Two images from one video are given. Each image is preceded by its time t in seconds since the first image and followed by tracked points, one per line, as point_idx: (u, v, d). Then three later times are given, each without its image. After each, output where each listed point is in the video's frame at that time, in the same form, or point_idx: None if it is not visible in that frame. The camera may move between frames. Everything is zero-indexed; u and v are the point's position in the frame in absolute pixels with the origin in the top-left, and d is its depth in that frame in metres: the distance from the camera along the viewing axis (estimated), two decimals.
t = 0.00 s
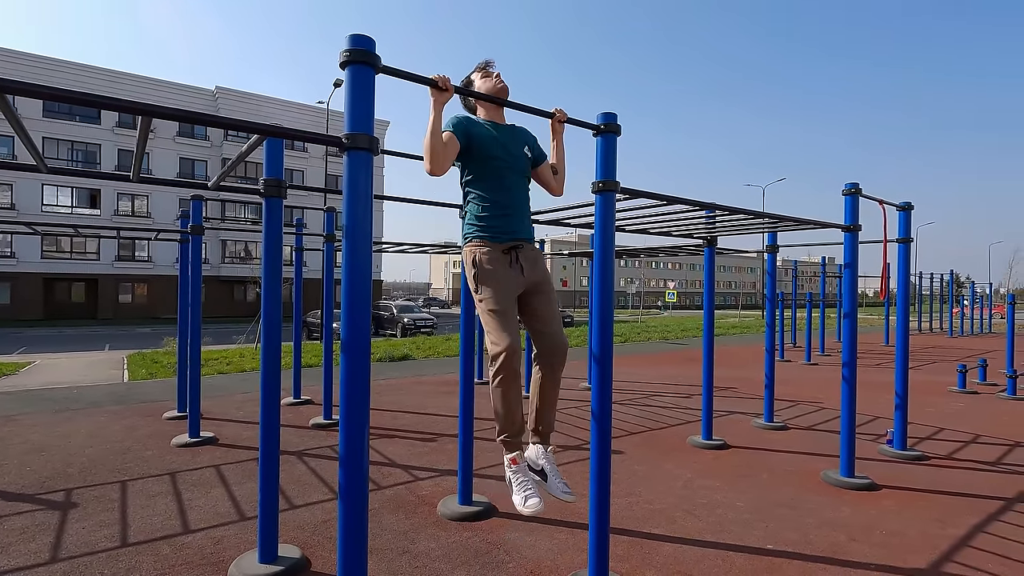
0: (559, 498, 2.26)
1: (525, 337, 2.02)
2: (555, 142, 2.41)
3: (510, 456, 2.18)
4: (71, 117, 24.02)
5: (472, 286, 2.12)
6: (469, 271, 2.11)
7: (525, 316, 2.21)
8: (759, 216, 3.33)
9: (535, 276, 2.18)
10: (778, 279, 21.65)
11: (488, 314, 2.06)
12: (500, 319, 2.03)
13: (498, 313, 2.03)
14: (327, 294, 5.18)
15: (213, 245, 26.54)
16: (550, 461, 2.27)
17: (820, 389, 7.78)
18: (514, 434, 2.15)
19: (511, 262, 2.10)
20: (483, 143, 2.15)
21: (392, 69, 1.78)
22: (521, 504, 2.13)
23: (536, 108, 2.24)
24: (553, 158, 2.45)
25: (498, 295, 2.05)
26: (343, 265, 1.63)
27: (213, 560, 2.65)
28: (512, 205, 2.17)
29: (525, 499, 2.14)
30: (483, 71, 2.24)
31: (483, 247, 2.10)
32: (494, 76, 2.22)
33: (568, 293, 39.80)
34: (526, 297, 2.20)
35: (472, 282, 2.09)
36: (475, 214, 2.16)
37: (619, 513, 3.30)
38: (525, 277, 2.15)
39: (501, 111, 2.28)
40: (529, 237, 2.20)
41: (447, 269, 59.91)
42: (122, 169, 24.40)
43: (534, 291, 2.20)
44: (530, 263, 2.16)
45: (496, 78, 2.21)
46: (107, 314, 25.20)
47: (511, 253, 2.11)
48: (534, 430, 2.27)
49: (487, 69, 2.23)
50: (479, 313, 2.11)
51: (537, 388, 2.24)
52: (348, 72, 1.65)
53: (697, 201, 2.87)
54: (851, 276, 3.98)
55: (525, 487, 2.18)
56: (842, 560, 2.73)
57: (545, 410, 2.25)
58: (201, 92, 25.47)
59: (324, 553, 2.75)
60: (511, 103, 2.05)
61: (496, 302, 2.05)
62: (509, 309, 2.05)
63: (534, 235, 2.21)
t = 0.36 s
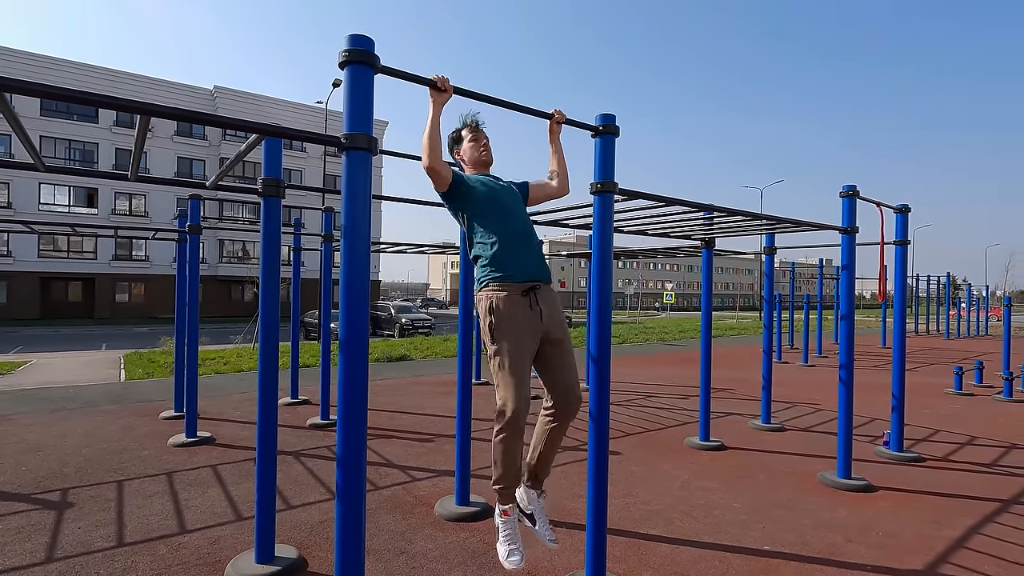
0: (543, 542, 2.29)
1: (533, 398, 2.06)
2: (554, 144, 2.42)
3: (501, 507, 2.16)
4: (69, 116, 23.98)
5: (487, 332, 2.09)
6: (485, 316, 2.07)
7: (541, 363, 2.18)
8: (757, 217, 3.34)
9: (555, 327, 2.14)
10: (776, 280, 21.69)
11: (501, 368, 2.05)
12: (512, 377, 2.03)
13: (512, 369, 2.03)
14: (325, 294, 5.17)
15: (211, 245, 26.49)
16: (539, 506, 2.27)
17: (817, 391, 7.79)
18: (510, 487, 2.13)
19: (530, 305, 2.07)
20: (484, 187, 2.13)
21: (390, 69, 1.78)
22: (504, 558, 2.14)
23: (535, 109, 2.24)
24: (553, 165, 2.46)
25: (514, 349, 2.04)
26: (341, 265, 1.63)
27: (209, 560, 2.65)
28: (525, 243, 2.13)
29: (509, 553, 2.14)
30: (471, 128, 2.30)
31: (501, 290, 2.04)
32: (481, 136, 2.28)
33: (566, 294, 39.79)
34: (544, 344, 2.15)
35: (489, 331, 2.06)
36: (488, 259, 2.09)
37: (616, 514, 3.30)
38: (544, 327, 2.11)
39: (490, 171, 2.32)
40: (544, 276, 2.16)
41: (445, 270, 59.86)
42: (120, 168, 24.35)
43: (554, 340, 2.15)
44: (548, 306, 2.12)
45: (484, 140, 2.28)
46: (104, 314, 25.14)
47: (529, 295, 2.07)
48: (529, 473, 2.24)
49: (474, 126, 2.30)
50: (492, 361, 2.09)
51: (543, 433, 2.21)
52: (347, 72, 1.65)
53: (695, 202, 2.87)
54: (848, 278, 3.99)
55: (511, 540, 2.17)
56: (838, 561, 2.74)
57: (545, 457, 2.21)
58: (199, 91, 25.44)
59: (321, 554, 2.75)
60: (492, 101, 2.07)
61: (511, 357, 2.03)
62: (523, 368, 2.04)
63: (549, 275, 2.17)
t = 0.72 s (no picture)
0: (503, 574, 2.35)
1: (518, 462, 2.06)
2: (549, 144, 2.42)
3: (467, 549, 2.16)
4: (67, 115, 23.92)
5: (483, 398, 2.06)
6: (484, 389, 2.05)
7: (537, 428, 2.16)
8: (754, 218, 3.35)
9: (556, 401, 2.12)
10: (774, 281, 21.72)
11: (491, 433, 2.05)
12: (502, 445, 2.03)
13: (504, 439, 2.03)
14: (323, 294, 5.16)
15: (209, 245, 26.43)
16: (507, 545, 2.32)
17: (814, 392, 7.81)
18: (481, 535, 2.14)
19: (533, 379, 2.04)
20: (493, 246, 2.09)
21: (389, 69, 1.78)
22: None
23: (533, 110, 2.25)
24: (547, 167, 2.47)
25: (510, 422, 2.03)
26: (339, 266, 1.62)
27: (206, 561, 2.64)
28: (534, 301, 2.10)
29: None
30: (476, 184, 2.28)
31: (506, 360, 2.02)
32: (486, 193, 2.27)
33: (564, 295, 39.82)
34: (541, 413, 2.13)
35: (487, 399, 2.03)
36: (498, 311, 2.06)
37: (614, 515, 3.30)
38: (544, 400, 2.09)
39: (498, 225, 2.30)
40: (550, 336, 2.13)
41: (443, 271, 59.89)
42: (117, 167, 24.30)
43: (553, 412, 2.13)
44: (551, 381, 2.10)
45: (490, 198, 2.27)
46: (101, 314, 25.07)
47: (534, 369, 2.04)
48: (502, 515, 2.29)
49: (480, 182, 2.28)
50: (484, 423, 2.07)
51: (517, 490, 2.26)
52: (346, 71, 1.64)
53: (694, 203, 2.87)
54: (845, 279, 3.99)
55: None
56: (835, 562, 2.74)
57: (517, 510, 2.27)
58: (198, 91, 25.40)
59: (318, 554, 2.74)
60: (488, 100, 2.07)
61: (503, 428, 2.03)
62: (516, 440, 2.04)
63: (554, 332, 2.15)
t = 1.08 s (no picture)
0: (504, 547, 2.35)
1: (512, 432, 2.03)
2: (547, 144, 2.42)
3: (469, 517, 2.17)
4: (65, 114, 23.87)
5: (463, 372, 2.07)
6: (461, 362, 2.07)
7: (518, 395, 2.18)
8: (752, 219, 3.35)
9: (529, 362, 2.14)
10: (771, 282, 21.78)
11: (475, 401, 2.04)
12: (490, 411, 2.01)
13: (489, 404, 2.01)
14: (321, 294, 5.16)
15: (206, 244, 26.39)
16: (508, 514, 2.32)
17: (812, 392, 7.82)
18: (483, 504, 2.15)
19: (503, 346, 2.06)
20: (469, 227, 2.10)
21: (389, 69, 1.78)
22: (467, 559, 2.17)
23: (532, 110, 2.25)
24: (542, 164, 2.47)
25: (491, 385, 2.02)
26: (339, 266, 1.62)
27: (204, 561, 2.64)
28: (500, 280, 2.11)
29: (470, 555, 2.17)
30: (466, 162, 2.26)
31: (475, 330, 2.03)
32: (474, 174, 2.26)
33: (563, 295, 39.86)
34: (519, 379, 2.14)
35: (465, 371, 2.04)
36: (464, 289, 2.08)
37: (613, 515, 3.31)
38: (519, 363, 2.12)
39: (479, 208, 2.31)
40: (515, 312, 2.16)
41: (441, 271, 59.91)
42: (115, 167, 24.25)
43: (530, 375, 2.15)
44: (521, 346, 2.12)
45: (478, 178, 2.27)
46: (98, 313, 25.01)
47: (501, 337, 2.05)
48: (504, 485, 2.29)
49: (469, 161, 2.27)
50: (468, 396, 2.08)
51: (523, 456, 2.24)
52: (346, 72, 1.65)
53: (693, 204, 2.87)
54: (843, 280, 4.00)
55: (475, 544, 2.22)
56: (833, 562, 2.75)
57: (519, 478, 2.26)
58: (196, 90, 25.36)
59: (317, 555, 2.74)
60: (486, 99, 2.07)
61: (488, 393, 2.02)
62: (499, 402, 2.02)
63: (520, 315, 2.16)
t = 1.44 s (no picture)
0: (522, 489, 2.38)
1: (513, 346, 1.98)
2: (545, 144, 2.42)
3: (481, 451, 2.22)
4: (61, 113, 23.79)
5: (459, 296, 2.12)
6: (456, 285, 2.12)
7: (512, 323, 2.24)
8: (749, 218, 3.35)
9: (525, 284, 2.18)
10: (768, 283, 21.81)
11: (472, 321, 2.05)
12: (488, 325, 2.01)
13: (485, 319, 2.02)
14: (319, 294, 5.15)
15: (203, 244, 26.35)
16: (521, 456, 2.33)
17: (809, 392, 7.83)
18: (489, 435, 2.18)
19: (496, 269, 2.11)
20: (456, 174, 2.19)
21: (385, 68, 1.77)
22: (482, 499, 2.23)
23: (529, 110, 2.24)
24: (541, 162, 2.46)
25: (486, 301, 2.04)
26: (334, 265, 1.62)
27: (199, 561, 2.63)
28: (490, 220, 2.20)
29: (488, 495, 2.24)
30: (462, 102, 2.29)
31: (467, 257, 2.11)
32: (471, 114, 2.27)
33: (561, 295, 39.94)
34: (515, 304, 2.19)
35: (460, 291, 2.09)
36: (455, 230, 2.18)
37: (609, 515, 3.30)
38: (514, 285, 2.15)
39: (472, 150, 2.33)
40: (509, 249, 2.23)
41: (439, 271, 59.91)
42: (112, 166, 24.19)
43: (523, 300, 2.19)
44: (515, 270, 2.16)
45: (473, 117, 2.27)
46: (95, 313, 24.95)
47: (494, 261, 2.12)
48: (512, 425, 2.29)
49: (467, 102, 2.28)
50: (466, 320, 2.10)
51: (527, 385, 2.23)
52: (341, 71, 1.64)
53: (690, 204, 2.87)
54: (840, 280, 4.01)
55: (489, 481, 2.26)
56: (829, 562, 2.75)
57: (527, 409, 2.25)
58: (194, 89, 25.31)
59: (313, 555, 2.74)
60: (484, 100, 2.06)
61: (484, 309, 2.03)
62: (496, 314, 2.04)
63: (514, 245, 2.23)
